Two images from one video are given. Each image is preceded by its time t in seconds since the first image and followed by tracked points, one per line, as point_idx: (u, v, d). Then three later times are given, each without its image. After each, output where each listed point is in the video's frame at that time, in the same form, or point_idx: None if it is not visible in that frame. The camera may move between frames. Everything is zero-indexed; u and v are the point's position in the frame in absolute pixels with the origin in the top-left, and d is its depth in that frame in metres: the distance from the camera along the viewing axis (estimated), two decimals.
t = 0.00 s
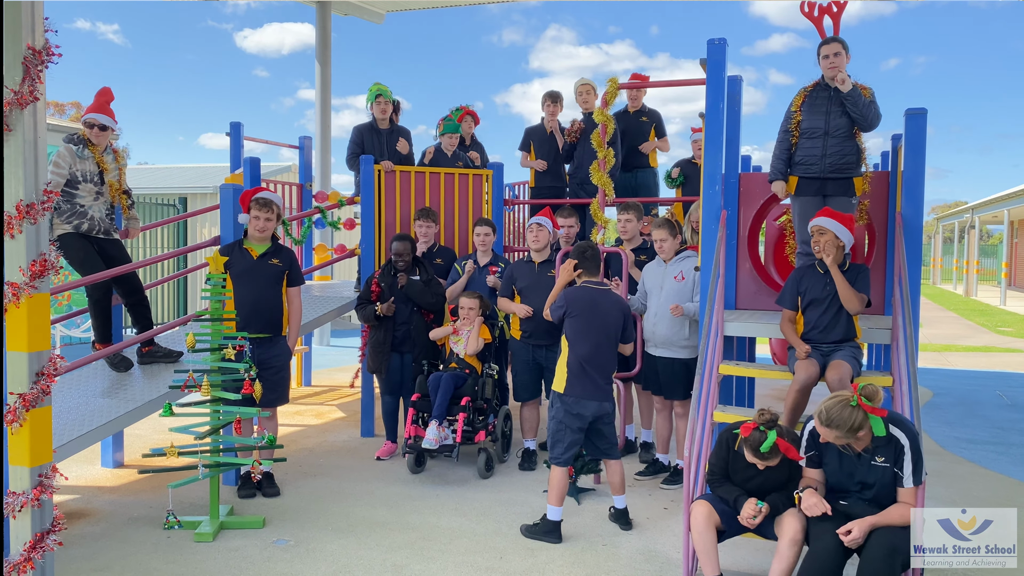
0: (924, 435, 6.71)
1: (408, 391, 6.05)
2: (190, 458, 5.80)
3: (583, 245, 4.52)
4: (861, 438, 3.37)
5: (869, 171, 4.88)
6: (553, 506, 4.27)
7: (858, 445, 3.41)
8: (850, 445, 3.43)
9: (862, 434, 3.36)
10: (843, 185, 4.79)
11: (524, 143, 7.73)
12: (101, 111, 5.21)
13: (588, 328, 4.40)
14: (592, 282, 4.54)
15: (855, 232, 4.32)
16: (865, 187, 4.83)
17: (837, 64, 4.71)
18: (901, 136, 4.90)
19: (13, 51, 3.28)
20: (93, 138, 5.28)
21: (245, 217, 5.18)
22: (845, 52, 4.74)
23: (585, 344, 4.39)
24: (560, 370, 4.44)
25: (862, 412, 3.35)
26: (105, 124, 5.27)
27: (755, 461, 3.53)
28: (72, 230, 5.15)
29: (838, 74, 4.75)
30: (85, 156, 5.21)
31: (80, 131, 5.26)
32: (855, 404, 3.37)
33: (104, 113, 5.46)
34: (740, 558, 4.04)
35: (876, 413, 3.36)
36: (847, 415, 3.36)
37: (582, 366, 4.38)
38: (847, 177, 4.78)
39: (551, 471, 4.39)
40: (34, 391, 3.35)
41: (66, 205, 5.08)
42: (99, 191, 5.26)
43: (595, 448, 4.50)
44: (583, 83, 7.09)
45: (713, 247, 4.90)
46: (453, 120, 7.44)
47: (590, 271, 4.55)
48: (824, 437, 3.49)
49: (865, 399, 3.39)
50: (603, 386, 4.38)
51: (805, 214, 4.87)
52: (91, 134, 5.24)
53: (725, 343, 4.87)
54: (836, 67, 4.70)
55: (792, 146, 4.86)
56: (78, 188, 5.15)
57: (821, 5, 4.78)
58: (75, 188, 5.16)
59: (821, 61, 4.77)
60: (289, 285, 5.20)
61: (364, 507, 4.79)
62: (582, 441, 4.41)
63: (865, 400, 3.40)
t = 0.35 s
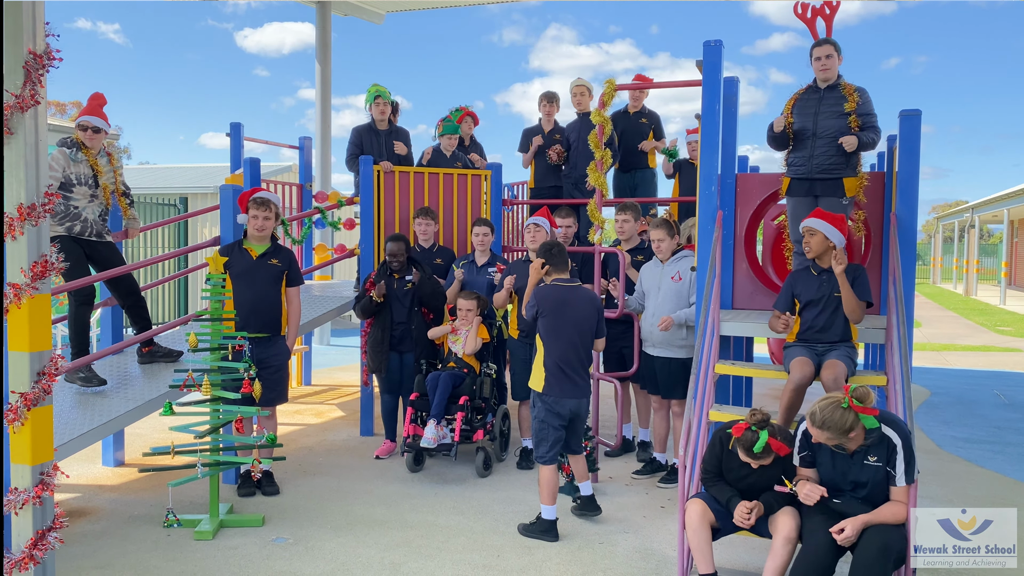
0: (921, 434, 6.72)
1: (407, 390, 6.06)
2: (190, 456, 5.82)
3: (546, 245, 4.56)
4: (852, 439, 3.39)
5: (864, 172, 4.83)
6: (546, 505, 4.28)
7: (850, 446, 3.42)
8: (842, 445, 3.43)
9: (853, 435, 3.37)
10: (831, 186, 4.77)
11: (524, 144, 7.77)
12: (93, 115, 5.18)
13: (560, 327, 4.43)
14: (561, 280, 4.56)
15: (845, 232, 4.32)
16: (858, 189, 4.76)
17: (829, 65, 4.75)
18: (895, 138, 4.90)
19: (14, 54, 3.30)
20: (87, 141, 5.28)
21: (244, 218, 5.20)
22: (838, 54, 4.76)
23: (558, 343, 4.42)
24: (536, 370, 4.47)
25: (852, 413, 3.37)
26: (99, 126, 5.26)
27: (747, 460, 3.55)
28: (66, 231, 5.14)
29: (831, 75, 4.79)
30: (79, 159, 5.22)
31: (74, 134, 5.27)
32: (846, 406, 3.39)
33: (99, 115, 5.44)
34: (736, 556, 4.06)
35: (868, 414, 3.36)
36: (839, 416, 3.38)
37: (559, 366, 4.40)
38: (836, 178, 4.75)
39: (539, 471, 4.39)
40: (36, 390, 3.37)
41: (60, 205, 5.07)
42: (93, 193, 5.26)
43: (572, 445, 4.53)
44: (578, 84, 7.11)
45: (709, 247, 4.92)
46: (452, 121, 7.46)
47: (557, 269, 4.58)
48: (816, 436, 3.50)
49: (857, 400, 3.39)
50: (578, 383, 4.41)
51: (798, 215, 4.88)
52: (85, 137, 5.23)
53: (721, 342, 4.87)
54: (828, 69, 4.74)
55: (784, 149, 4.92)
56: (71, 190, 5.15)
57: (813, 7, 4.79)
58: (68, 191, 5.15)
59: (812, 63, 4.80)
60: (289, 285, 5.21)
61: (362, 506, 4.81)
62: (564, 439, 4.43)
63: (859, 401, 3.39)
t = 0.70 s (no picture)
0: (924, 435, 6.71)
1: (409, 390, 6.07)
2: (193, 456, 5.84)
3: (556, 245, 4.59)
4: (851, 441, 3.41)
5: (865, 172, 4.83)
6: (550, 504, 4.28)
7: (847, 447, 3.44)
8: (840, 447, 3.45)
9: (852, 436, 3.39)
10: (836, 187, 4.80)
11: (527, 144, 7.75)
12: (87, 117, 5.13)
13: (573, 327, 4.44)
14: (571, 281, 4.59)
15: (841, 232, 4.35)
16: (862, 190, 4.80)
17: (834, 67, 4.74)
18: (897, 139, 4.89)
19: (17, 58, 3.31)
20: (80, 144, 5.25)
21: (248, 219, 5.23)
22: (842, 55, 4.76)
23: (569, 343, 4.42)
24: (545, 368, 4.44)
25: (850, 415, 3.38)
26: (93, 129, 5.21)
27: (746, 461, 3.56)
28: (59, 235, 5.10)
29: (836, 77, 4.77)
30: (73, 163, 5.21)
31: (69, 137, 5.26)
32: (844, 408, 3.41)
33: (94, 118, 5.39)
34: (737, 556, 4.06)
35: (864, 416, 3.37)
36: (836, 418, 3.40)
37: (572, 367, 4.41)
38: (842, 178, 4.78)
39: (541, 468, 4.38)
40: (38, 390, 3.39)
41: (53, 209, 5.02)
42: (86, 197, 5.21)
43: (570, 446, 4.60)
44: (578, 85, 7.10)
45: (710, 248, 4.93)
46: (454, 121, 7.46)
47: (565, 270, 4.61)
48: (814, 438, 3.51)
49: (855, 403, 3.40)
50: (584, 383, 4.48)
51: (800, 214, 4.90)
52: (79, 140, 5.21)
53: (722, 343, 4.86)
54: (832, 71, 4.73)
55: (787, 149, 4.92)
56: (65, 194, 5.11)
57: (816, 8, 4.78)
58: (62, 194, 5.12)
59: (816, 64, 4.80)
60: (292, 285, 5.23)
61: (364, 505, 4.82)
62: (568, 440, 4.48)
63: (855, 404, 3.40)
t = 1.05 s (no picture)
0: (928, 435, 6.69)
1: (413, 389, 6.08)
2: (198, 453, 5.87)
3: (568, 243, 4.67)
4: (850, 438, 3.39)
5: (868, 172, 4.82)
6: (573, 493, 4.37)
7: (847, 446, 3.42)
8: (840, 445, 3.44)
9: (850, 434, 3.37)
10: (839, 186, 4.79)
11: (531, 144, 7.75)
12: (75, 117, 4.98)
13: (596, 320, 4.52)
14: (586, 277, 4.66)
15: (842, 231, 4.33)
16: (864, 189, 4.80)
17: (835, 66, 4.73)
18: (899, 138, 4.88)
19: (21, 59, 3.34)
20: (66, 144, 5.11)
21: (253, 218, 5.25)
22: (843, 54, 4.75)
23: (593, 336, 4.49)
24: (570, 361, 4.48)
25: (848, 412, 3.36)
26: (79, 129, 5.04)
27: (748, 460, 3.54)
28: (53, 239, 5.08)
29: (837, 75, 4.76)
30: (60, 164, 5.07)
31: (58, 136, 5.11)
32: (842, 405, 3.38)
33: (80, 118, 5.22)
34: (740, 555, 4.06)
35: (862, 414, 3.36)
36: (834, 416, 3.37)
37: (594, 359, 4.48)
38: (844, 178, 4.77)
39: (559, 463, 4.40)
40: (43, 388, 3.41)
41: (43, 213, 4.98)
42: (76, 198, 5.13)
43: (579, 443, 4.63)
44: (585, 82, 7.07)
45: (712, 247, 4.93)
46: (458, 120, 7.48)
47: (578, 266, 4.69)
48: (813, 436, 3.49)
49: (852, 400, 3.37)
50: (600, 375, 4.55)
51: (802, 213, 4.89)
52: (64, 141, 5.05)
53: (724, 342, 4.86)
54: (833, 69, 4.72)
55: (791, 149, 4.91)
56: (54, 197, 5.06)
57: (816, 8, 4.77)
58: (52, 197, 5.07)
59: (818, 63, 4.79)
60: (297, 284, 5.21)
61: (367, 503, 4.84)
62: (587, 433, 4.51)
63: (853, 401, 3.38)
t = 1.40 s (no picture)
0: (933, 434, 6.67)
1: (417, 388, 6.10)
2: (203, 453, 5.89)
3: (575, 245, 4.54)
4: (850, 438, 3.39)
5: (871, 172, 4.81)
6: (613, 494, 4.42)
7: (848, 445, 3.43)
8: (841, 445, 3.44)
9: (851, 434, 3.37)
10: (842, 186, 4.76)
11: (535, 144, 7.77)
12: (67, 116, 5.07)
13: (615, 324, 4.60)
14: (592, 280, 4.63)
15: (847, 232, 4.32)
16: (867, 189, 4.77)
17: (838, 66, 4.72)
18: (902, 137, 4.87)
19: (27, 61, 3.36)
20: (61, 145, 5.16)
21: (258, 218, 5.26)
22: (846, 54, 4.73)
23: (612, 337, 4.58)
24: (592, 370, 4.44)
25: (849, 413, 3.36)
26: (72, 128, 5.11)
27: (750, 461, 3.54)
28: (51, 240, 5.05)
29: (841, 75, 4.75)
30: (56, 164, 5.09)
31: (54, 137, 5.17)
32: (842, 405, 3.38)
33: (71, 117, 5.27)
34: (742, 554, 4.06)
35: (863, 413, 3.36)
36: (834, 416, 3.38)
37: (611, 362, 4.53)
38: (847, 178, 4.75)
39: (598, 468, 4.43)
40: (48, 387, 3.43)
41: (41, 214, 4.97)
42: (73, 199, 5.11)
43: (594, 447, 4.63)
44: (591, 82, 7.10)
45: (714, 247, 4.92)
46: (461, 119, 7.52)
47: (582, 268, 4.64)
48: (814, 437, 3.49)
49: (853, 400, 3.37)
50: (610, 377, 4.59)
51: (806, 213, 4.87)
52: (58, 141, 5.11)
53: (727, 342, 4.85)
54: (836, 69, 4.71)
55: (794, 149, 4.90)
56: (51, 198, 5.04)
57: (818, 8, 4.76)
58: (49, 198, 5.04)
59: (820, 64, 4.78)
60: (302, 284, 5.26)
61: (371, 502, 4.85)
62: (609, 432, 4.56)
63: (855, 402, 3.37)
